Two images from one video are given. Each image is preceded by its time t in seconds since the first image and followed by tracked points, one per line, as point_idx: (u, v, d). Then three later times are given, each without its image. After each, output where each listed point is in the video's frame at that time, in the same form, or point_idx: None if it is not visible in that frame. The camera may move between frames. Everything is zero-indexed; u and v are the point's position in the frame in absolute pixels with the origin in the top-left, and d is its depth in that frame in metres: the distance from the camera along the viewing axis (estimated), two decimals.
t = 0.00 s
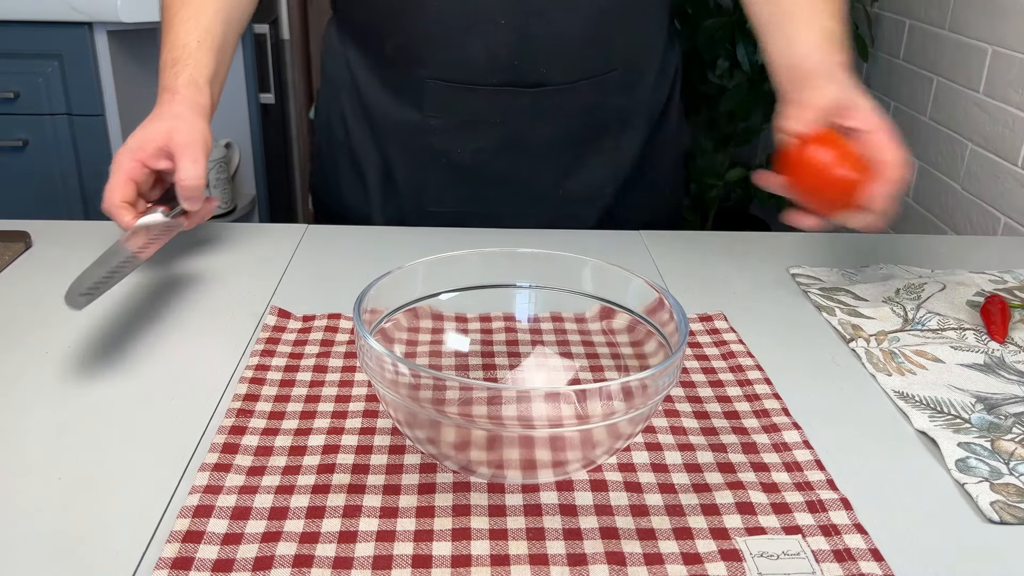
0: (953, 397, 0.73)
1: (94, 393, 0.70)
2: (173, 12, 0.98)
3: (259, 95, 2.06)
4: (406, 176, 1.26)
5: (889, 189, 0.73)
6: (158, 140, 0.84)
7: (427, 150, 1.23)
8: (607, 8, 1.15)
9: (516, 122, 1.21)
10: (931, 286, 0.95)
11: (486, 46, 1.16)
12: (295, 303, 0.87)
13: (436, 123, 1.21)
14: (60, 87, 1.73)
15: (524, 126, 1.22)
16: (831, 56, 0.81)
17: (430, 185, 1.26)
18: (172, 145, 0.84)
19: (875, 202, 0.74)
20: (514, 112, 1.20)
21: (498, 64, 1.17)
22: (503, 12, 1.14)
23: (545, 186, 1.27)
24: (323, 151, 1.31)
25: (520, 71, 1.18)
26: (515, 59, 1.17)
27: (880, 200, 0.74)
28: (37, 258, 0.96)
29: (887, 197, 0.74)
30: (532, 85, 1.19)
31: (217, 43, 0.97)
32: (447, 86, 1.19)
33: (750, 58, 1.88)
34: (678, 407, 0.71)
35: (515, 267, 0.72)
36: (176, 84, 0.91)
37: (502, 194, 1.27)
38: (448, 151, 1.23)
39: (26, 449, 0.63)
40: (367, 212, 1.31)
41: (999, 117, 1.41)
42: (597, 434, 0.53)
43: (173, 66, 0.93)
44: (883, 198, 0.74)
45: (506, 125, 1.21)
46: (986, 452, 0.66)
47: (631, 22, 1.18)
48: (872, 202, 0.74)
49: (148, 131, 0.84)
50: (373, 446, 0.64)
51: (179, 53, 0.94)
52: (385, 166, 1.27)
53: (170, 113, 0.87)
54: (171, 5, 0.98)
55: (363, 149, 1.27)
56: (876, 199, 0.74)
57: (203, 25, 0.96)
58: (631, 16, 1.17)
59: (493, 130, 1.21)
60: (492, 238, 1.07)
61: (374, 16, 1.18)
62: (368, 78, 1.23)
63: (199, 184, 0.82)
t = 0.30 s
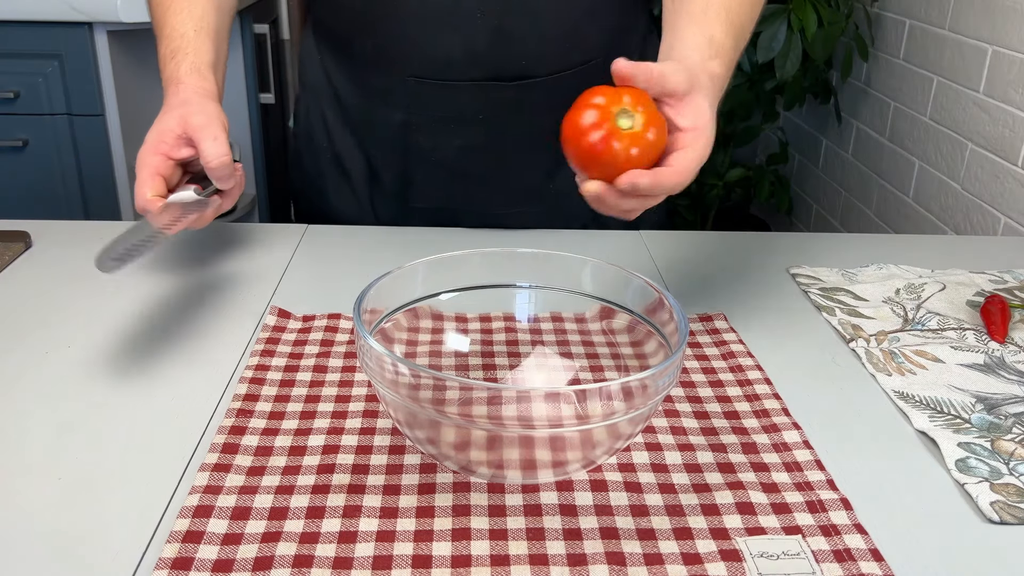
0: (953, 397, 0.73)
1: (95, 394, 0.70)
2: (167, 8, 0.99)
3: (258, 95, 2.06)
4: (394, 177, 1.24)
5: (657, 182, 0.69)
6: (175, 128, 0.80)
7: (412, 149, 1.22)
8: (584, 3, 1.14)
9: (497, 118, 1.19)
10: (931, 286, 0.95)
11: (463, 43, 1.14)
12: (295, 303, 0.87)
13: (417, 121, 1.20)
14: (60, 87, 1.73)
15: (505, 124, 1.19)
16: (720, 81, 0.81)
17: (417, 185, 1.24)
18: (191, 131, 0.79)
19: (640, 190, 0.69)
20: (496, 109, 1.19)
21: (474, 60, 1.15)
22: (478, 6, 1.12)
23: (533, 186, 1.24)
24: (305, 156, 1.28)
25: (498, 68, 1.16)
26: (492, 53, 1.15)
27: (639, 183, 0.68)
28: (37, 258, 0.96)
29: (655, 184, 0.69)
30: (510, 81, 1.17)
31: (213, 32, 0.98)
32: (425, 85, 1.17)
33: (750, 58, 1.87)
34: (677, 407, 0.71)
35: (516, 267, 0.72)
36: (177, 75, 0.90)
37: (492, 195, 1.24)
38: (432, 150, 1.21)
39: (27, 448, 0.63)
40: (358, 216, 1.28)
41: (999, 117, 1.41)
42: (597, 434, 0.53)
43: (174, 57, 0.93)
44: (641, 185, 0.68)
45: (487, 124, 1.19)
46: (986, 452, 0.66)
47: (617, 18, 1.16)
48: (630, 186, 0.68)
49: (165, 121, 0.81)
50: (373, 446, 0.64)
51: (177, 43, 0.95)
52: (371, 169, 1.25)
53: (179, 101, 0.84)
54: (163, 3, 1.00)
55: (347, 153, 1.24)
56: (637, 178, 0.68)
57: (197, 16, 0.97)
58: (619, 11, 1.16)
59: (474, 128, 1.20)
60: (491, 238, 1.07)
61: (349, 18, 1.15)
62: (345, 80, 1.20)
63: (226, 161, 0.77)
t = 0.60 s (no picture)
0: (953, 397, 0.73)
1: (94, 395, 0.70)
2: (178, 10, 0.99)
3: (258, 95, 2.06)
4: (380, 180, 1.23)
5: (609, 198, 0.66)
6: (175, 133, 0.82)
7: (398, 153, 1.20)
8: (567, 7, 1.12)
9: (479, 125, 1.17)
10: (931, 286, 0.95)
11: (446, 44, 1.13)
12: (294, 303, 0.87)
13: (399, 125, 1.18)
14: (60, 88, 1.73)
15: (487, 132, 1.17)
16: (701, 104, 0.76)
17: (400, 193, 1.23)
18: (196, 136, 0.81)
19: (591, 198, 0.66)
20: (477, 119, 1.16)
21: (457, 67, 1.14)
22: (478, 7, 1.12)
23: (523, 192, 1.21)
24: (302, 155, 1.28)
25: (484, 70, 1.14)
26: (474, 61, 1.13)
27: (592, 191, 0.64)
28: (37, 258, 0.96)
29: (608, 199, 0.66)
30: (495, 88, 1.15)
31: (224, 37, 0.98)
32: (409, 90, 1.16)
33: (750, 58, 1.87)
34: (678, 407, 0.71)
35: (516, 266, 0.72)
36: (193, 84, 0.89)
37: (478, 203, 1.21)
38: (415, 156, 1.19)
39: (28, 448, 0.63)
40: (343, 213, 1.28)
41: (999, 117, 1.41)
42: (598, 434, 0.53)
43: (185, 61, 0.93)
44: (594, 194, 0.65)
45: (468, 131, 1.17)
46: (986, 452, 0.66)
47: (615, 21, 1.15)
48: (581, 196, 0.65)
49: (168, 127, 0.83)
50: (373, 446, 0.64)
51: (189, 46, 0.95)
52: (359, 170, 1.24)
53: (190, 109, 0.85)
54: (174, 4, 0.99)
55: (339, 152, 1.24)
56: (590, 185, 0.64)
57: (208, 19, 0.97)
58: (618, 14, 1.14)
59: (457, 136, 1.17)
60: (491, 238, 1.07)
61: (344, 17, 1.15)
62: (340, 77, 1.21)
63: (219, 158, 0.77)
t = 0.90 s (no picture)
0: (953, 397, 0.73)
1: (95, 395, 0.70)
2: None
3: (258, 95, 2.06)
4: (381, 183, 1.22)
5: (593, 205, 0.59)
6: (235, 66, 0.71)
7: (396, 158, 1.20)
8: (569, 11, 1.11)
9: (480, 130, 1.16)
10: (931, 286, 0.95)
11: (447, 48, 1.12)
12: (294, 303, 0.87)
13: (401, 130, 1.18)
14: (60, 88, 1.73)
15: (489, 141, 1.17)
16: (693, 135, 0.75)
17: (401, 196, 1.22)
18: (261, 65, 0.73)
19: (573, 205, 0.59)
20: (476, 125, 1.16)
21: (456, 73, 1.14)
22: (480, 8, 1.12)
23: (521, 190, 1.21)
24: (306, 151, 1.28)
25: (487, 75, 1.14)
26: (476, 69, 1.13)
27: (576, 195, 0.58)
28: (37, 259, 0.95)
29: (592, 203, 0.59)
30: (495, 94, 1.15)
31: None
32: (410, 95, 1.16)
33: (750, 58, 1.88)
34: (677, 407, 0.71)
35: (516, 266, 0.72)
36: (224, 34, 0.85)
37: (479, 205, 1.21)
38: (416, 162, 1.19)
39: (29, 449, 0.63)
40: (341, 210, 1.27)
41: (999, 117, 1.41)
42: (598, 434, 0.53)
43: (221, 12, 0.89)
44: (577, 198, 0.58)
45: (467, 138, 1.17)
46: (986, 452, 0.66)
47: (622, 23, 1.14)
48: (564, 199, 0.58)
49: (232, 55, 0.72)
50: (373, 446, 0.64)
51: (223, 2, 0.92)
52: (359, 173, 1.23)
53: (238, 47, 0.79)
54: None
55: (341, 153, 1.23)
56: (574, 189, 0.58)
57: None
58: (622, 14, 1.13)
59: (459, 141, 1.17)
60: (491, 238, 1.07)
61: (346, 19, 1.15)
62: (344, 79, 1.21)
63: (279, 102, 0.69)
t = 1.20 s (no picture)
0: (953, 397, 0.73)
1: (96, 395, 0.70)
2: None
3: (259, 95, 2.05)
4: (382, 184, 1.22)
5: (578, 217, 0.63)
6: None
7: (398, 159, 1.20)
8: (575, 15, 1.11)
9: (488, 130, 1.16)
10: (931, 286, 0.95)
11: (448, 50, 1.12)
12: (294, 303, 0.87)
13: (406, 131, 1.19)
14: (60, 88, 1.73)
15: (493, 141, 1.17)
16: (660, 112, 0.79)
17: (405, 197, 1.22)
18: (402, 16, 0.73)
19: (559, 217, 0.63)
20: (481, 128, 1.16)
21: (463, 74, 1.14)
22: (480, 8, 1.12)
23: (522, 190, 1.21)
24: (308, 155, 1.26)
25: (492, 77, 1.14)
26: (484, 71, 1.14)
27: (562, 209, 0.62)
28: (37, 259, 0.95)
29: (577, 217, 0.63)
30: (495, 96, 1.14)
31: None
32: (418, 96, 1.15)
33: (750, 58, 1.87)
34: (678, 407, 0.71)
35: (516, 266, 0.72)
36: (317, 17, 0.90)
37: (479, 205, 1.21)
38: (421, 164, 1.20)
39: (28, 449, 0.62)
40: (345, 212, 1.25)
41: (999, 117, 1.41)
42: (597, 434, 0.52)
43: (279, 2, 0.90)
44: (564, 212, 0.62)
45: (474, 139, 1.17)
46: (986, 453, 0.66)
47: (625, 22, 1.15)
48: (551, 209, 0.62)
49: None
50: (373, 446, 0.63)
51: None
52: (360, 174, 1.23)
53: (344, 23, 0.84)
54: None
55: (343, 153, 1.22)
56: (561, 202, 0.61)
57: None
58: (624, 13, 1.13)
59: (464, 142, 1.18)
60: (492, 238, 1.07)
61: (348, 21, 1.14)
62: (346, 81, 1.20)
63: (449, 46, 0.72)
